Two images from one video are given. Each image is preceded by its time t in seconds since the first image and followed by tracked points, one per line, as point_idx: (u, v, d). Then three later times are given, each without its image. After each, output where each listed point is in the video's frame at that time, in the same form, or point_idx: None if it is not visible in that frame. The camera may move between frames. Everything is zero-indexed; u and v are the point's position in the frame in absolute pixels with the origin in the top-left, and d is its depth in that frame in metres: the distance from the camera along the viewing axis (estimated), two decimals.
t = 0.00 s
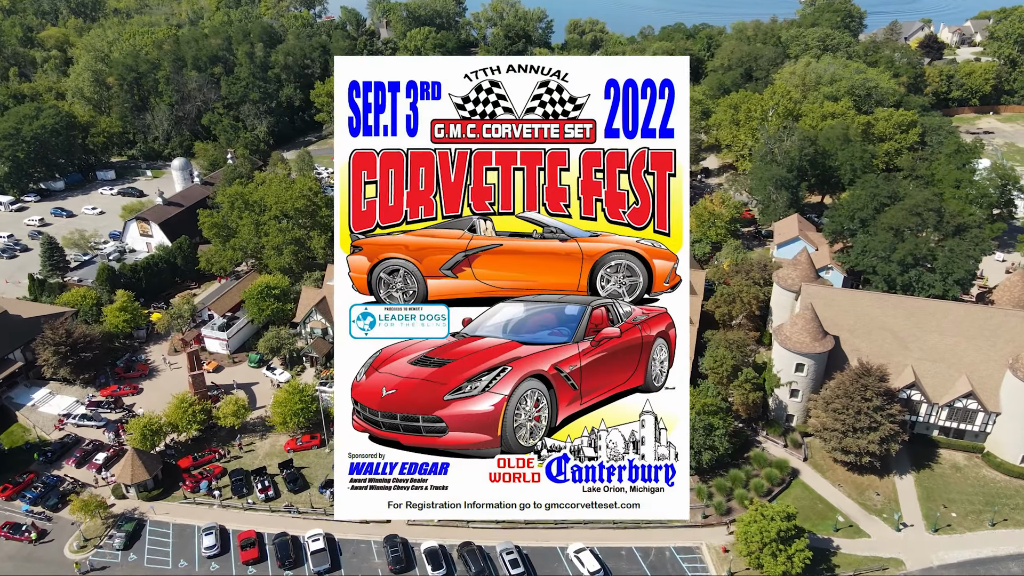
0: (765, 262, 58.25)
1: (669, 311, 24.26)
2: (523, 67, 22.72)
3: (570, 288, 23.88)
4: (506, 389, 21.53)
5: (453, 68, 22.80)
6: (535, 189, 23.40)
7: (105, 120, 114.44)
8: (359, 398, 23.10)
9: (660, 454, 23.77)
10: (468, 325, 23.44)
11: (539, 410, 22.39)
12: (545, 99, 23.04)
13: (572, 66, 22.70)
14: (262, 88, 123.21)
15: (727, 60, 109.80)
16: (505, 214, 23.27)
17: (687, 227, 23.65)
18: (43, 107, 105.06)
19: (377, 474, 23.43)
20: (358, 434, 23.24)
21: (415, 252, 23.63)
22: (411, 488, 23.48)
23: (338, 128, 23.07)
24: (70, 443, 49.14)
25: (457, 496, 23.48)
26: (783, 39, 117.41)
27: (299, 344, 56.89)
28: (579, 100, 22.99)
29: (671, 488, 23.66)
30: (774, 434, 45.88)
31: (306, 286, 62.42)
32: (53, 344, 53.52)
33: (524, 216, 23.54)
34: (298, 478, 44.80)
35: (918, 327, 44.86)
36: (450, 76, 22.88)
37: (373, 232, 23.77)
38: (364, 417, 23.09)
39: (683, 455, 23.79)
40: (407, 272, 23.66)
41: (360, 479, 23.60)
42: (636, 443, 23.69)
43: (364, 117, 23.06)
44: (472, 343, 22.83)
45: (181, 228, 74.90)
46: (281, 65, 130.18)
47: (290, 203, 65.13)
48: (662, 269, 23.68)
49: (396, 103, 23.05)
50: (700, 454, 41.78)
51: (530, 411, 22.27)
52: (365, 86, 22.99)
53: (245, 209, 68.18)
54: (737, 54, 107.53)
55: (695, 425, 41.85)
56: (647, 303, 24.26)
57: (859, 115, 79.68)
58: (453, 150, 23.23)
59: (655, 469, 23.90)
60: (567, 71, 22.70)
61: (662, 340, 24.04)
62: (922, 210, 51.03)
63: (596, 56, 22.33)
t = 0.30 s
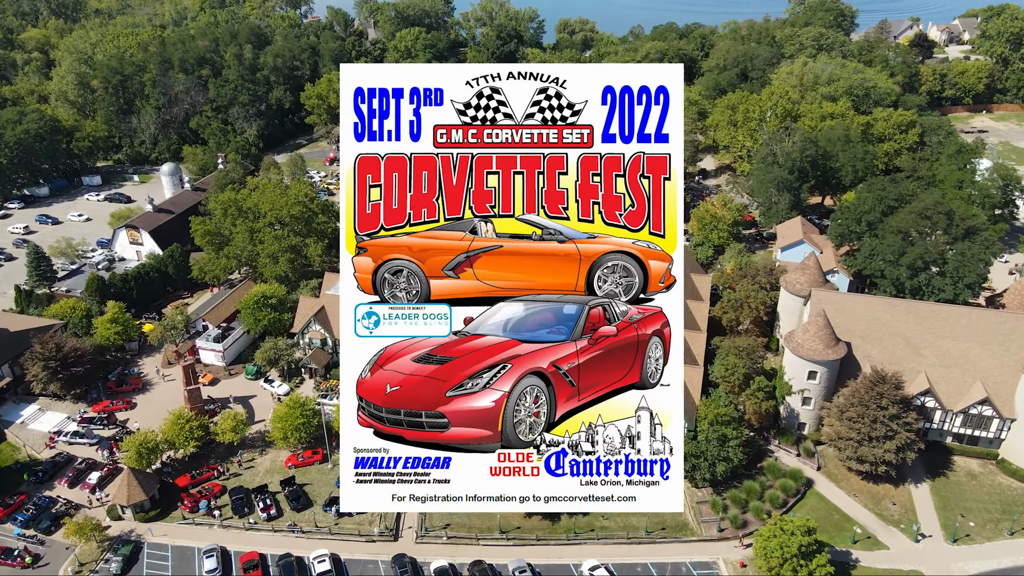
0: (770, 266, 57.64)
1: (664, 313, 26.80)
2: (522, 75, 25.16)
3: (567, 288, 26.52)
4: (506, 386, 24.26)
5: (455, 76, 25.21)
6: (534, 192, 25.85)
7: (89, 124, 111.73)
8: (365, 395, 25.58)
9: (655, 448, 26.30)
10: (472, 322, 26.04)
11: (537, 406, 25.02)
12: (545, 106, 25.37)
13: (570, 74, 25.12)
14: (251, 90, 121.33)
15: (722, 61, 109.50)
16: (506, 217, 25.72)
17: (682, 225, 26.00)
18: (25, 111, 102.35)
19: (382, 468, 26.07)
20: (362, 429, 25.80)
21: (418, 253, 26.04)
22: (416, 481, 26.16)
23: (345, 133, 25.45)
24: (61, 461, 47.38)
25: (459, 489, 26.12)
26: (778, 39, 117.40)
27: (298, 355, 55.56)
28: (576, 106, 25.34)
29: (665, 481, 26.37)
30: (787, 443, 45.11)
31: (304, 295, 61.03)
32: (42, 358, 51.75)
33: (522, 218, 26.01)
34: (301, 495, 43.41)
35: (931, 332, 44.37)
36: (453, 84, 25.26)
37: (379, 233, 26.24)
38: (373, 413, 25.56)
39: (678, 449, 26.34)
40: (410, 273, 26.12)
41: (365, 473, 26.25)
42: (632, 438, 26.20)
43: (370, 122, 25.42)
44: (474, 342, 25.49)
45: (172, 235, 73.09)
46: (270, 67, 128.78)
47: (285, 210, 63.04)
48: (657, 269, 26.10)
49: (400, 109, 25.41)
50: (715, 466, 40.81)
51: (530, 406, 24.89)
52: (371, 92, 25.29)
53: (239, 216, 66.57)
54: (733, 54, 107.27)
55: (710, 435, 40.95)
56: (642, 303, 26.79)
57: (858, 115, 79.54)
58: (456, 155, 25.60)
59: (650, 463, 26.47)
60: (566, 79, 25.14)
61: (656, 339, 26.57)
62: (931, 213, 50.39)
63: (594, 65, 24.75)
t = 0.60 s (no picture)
0: (773, 271, 57.07)
1: (659, 311, 28.50)
2: (523, 83, 26.73)
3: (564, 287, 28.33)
4: (506, 382, 26.02)
5: (457, 84, 26.76)
6: (534, 195, 27.55)
7: (70, 130, 108.99)
8: (371, 391, 27.29)
9: (650, 443, 27.87)
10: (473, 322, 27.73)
11: (536, 402, 26.83)
12: (544, 112, 27.06)
13: (568, 82, 26.61)
14: (237, 94, 119.19)
15: (714, 62, 109.33)
16: (506, 219, 27.41)
17: (676, 230, 27.58)
18: (3, 117, 99.50)
19: (386, 461, 27.70)
20: (367, 424, 27.54)
21: (421, 254, 28.08)
22: (419, 474, 27.82)
23: (350, 137, 27.34)
24: (49, 484, 45.58)
25: (461, 481, 27.74)
26: (769, 40, 117.62)
27: (294, 368, 54.12)
28: (574, 113, 26.93)
29: (659, 474, 27.94)
30: (797, 452, 44.42)
31: (298, 305, 59.47)
32: (28, 377, 49.90)
33: (522, 220, 27.71)
34: (302, 516, 41.95)
35: (940, 338, 43.92)
36: (455, 91, 26.84)
37: (382, 235, 28.08)
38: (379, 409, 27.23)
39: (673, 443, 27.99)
40: (413, 273, 28.17)
41: (369, 467, 27.90)
42: (628, 433, 27.75)
43: (376, 128, 27.29)
44: (474, 340, 27.19)
45: (160, 245, 71.16)
46: (256, 70, 125.98)
47: (278, 218, 61.97)
48: (653, 269, 27.68)
49: (404, 115, 27.29)
50: (727, 478, 39.97)
51: (530, 403, 26.73)
52: (375, 100, 27.12)
53: (229, 225, 64.86)
54: (725, 55, 107.13)
55: (722, 447, 40.08)
56: (637, 302, 28.41)
57: (853, 117, 79.68)
58: (456, 159, 27.36)
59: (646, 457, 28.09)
60: (564, 86, 26.64)
61: (652, 337, 28.31)
62: (938, 217, 49.73)
63: (591, 73, 26.11)
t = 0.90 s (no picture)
0: (776, 270, 56.52)
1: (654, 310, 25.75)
2: (522, 87, 23.93)
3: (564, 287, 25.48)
4: (505, 378, 23.86)
5: (458, 89, 24.02)
6: (531, 199, 24.71)
7: (49, 131, 106.09)
8: (373, 386, 25.07)
9: (646, 437, 25.36)
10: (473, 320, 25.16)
11: (535, 398, 24.54)
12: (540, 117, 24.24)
13: (566, 87, 23.86)
14: (221, 93, 116.87)
15: (706, 57, 108.93)
16: (506, 222, 24.57)
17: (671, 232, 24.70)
18: None
19: (390, 455, 25.27)
20: (372, 419, 25.24)
21: (424, 255, 25.05)
22: (422, 467, 25.35)
23: (355, 143, 24.46)
24: (38, 503, 43.83)
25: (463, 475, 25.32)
26: (760, 35, 117.54)
27: (290, 378, 52.69)
28: (572, 119, 24.23)
29: (655, 468, 25.56)
30: (807, 456, 43.76)
31: (293, 312, 57.94)
32: (13, 392, 48.00)
33: (522, 222, 24.87)
34: (303, 532, 40.64)
35: (949, 338, 43.55)
36: (456, 96, 24.06)
37: (388, 236, 25.06)
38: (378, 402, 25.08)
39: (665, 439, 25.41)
40: (417, 273, 25.18)
41: (375, 460, 25.55)
42: (624, 428, 25.26)
43: (380, 133, 24.33)
44: (474, 339, 24.78)
45: (147, 251, 69.16)
46: (240, 68, 122.69)
47: (269, 223, 60.17)
48: (647, 270, 24.88)
49: (406, 120, 24.33)
50: (739, 485, 39.20)
51: (529, 398, 24.45)
52: (381, 105, 24.24)
53: (219, 229, 63.07)
54: (717, 51, 106.77)
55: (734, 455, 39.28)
56: (633, 301, 25.64)
57: (849, 113, 79.82)
58: (460, 165, 24.49)
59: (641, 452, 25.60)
60: (561, 92, 23.91)
61: (647, 335, 25.51)
62: (943, 216, 49.19)
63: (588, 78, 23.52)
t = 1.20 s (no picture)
0: (779, 269, 55.93)
1: (650, 308, 30.36)
2: (522, 96, 28.09)
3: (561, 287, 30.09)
4: (507, 374, 27.91)
5: (461, 97, 28.28)
6: (531, 201, 29.13)
7: (26, 132, 102.96)
8: (380, 384, 29.08)
9: (641, 432, 29.61)
10: (476, 319, 29.74)
11: (535, 394, 28.62)
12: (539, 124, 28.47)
13: (564, 95, 27.95)
14: (205, 91, 114.25)
15: (698, 52, 108.25)
16: (507, 224, 29.07)
17: (664, 231, 29.06)
18: None
19: (395, 450, 29.48)
20: (378, 415, 29.30)
21: (427, 255, 29.66)
22: (426, 461, 29.66)
23: (362, 148, 28.71)
24: (27, 523, 42.01)
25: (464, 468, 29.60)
26: (750, 28, 117.19)
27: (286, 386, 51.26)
28: (570, 125, 28.33)
29: (649, 460, 29.69)
30: (817, 459, 43.24)
31: (288, 317, 56.52)
32: None
33: (521, 224, 29.29)
34: (306, 548, 39.29)
35: (958, 337, 43.21)
36: (459, 103, 28.36)
37: (392, 238, 29.56)
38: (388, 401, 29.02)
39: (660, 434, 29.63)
40: (420, 274, 29.82)
41: (381, 455, 29.80)
42: (620, 423, 29.56)
43: (387, 139, 28.68)
44: (476, 336, 29.22)
45: (133, 256, 67.17)
46: (223, 66, 120.42)
47: (261, 226, 58.73)
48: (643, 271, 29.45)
49: (411, 127, 28.69)
50: (752, 491, 38.48)
51: (528, 394, 28.55)
52: (387, 113, 28.61)
53: (208, 233, 61.37)
54: (710, 45, 106.15)
55: (747, 461, 38.52)
56: (629, 301, 30.34)
57: (844, 107, 79.90)
58: (462, 168, 28.93)
59: (637, 445, 29.83)
60: (559, 100, 27.97)
61: (642, 334, 30.19)
62: (950, 213, 48.69)
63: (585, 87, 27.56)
